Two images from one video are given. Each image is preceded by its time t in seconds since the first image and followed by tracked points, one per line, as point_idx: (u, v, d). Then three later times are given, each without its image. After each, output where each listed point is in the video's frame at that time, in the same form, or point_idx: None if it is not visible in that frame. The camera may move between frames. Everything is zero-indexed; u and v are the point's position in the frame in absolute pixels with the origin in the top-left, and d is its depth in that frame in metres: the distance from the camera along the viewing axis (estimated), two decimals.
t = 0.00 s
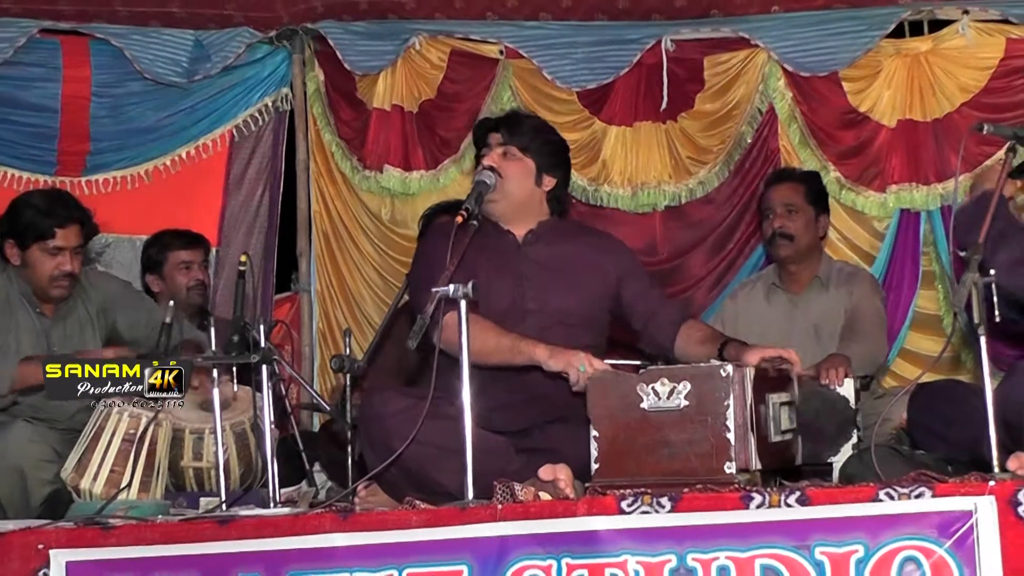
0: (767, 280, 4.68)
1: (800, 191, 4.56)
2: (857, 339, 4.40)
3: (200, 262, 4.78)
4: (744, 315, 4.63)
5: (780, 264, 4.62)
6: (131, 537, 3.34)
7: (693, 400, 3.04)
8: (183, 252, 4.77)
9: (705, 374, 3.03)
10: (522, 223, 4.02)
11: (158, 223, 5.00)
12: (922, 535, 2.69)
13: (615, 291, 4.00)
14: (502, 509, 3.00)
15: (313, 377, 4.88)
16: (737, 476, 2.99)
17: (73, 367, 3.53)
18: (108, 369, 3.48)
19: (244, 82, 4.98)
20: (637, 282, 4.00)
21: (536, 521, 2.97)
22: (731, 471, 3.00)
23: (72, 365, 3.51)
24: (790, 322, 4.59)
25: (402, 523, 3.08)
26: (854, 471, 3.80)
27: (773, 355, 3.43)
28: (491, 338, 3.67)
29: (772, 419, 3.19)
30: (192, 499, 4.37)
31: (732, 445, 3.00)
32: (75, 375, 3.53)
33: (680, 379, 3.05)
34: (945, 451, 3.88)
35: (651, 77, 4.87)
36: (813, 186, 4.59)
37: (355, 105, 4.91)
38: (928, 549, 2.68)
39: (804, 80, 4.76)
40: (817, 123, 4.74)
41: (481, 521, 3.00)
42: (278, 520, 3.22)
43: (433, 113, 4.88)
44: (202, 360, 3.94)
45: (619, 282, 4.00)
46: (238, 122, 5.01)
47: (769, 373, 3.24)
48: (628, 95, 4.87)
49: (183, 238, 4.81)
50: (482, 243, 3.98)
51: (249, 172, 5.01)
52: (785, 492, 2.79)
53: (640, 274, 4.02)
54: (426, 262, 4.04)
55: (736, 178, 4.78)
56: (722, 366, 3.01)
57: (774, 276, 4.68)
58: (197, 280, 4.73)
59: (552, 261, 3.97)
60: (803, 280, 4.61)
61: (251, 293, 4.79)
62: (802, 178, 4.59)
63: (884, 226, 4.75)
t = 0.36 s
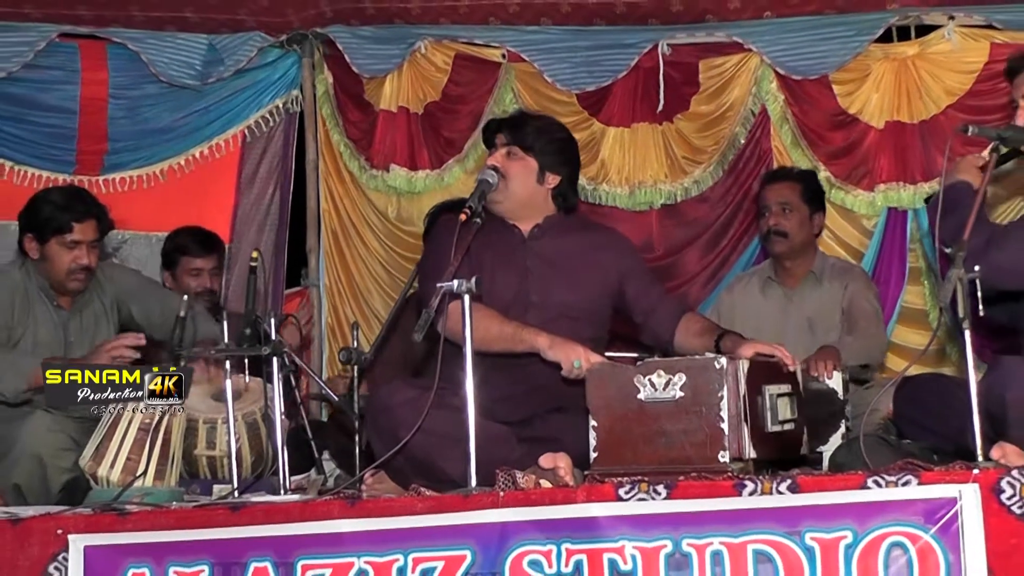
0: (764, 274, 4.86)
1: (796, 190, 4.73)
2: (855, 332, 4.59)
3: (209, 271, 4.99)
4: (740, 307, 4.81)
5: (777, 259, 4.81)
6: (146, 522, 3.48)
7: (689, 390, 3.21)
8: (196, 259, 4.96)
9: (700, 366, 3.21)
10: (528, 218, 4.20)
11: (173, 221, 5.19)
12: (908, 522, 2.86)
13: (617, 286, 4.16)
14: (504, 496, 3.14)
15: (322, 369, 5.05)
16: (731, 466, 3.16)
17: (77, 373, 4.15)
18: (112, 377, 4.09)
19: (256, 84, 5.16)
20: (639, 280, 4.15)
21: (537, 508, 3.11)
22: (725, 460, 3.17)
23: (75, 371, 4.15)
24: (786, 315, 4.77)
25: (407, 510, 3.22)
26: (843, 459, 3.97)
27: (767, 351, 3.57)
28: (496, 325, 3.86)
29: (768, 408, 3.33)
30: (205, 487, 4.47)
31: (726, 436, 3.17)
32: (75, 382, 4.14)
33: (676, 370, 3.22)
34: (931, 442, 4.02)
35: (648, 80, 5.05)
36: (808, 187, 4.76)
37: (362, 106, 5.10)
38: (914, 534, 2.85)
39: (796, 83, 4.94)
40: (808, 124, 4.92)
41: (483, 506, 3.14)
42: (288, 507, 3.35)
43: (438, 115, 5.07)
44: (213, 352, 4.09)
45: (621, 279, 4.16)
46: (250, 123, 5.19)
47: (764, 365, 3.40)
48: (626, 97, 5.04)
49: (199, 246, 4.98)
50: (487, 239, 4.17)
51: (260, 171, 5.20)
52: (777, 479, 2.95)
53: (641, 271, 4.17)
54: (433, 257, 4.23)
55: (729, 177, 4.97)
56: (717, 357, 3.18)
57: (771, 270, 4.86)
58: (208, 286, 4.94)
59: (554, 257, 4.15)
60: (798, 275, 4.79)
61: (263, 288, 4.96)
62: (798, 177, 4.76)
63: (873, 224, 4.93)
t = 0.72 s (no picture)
0: (757, 267, 5.04)
1: (788, 186, 4.92)
2: (834, 322, 4.78)
3: (224, 281, 5.16)
4: (731, 297, 4.99)
5: (769, 253, 5.00)
6: (160, 507, 3.65)
7: (683, 381, 3.40)
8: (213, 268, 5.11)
9: (694, 357, 3.40)
10: (528, 216, 4.39)
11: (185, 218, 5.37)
12: (894, 506, 3.05)
13: (615, 281, 4.34)
14: (505, 484, 3.32)
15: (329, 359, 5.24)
16: (723, 451, 3.36)
17: (75, 377, 4.50)
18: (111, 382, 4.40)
19: (266, 86, 5.36)
20: (635, 276, 4.33)
21: (537, 494, 3.29)
22: (718, 448, 3.37)
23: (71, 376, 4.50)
24: (777, 306, 4.95)
25: (412, 495, 3.39)
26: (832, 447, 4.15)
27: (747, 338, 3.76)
28: (495, 319, 4.04)
29: (753, 399, 3.62)
30: (218, 473, 4.63)
31: (718, 423, 3.37)
32: (75, 386, 4.49)
33: (671, 361, 3.41)
34: (915, 429, 4.22)
35: (643, 82, 5.23)
36: (801, 183, 4.95)
37: (368, 107, 5.29)
38: (900, 519, 3.04)
39: (786, 85, 5.12)
40: (797, 124, 5.11)
41: (485, 492, 3.33)
42: (296, 493, 3.51)
43: (441, 115, 5.25)
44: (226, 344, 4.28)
45: (618, 275, 4.34)
46: (259, 123, 5.39)
47: (749, 356, 3.70)
48: (622, 98, 5.23)
49: (215, 254, 5.14)
50: (488, 234, 4.36)
51: (269, 169, 5.39)
52: (767, 466, 3.14)
53: (637, 267, 4.35)
54: (438, 252, 4.41)
55: (722, 175, 5.15)
56: (709, 349, 3.38)
57: (763, 263, 5.05)
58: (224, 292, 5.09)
59: (553, 252, 4.33)
60: (789, 268, 4.98)
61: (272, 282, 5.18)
62: (790, 175, 4.95)
63: (860, 220, 5.11)
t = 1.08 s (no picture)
0: (749, 272, 5.22)
1: (777, 195, 5.07)
2: (834, 329, 4.96)
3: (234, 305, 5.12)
4: (724, 302, 5.18)
5: (760, 259, 5.17)
6: (171, 502, 3.82)
7: (677, 380, 3.58)
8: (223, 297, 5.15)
9: (687, 357, 3.57)
10: (525, 221, 4.57)
11: (197, 223, 5.57)
12: (881, 502, 3.17)
13: (608, 283, 4.53)
14: (505, 480, 3.49)
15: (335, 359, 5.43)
16: (715, 449, 3.52)
17: (76, 378, 4.73)
18: (112, 383, 4.69)
19: (274, 95, 5.56)
20: (627, 278, 4.52)
21: (536, 489, 3.45)
22: (710, 445, 3.53)
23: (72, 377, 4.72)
24: (769, 310, 5.13)
25: (415, 491, 3.57)
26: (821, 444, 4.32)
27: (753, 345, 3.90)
28: (496, 320, 4.22)
29: (750, 398, 3.68)
30: (227, 470, 4.75)
31: (710, 421, 3.53)
32: (75, 387, 4.73)
33: (664, 361, 3.59)
34: (900, 427, 4.37)
35: (638, 92, 5.42)
36: (791, 190, 5.10)
37: (372, 116, 5.48)
38: (886, 514, 3.16)
39: (776, 94, 5.30)
40: (786, 132, 5.29)
41: (486, 488, 3.50)
42: (303, 489, 3.69)
43: (443, 123, 5.44)
44: (236, 345, 4.46)
45: (611, 277, 4.53)
46: (268, 131, 5.58)
47: (749, 357, 3.73)
48: (618, 107, 5.41)
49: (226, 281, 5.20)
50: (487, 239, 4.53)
51: (278, 175, 5.58)
52: (758, 462, 3.29)
53: (629, 269, 4.55)
54: (439, 256, 4.59)
55: (714, 181, 5.33)
56: (702, 350, 3.54)
57: (755, 268, 5.23)
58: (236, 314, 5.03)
59: (550, 256, 4.51)
60: (779, 272, 5.16)
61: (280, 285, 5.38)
62: (780, 181, 5.11)
63: (847, 225, 5.29)
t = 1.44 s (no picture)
0: (741, 277, 5.43)
1: (772, 202, 5.26)
2: (814, 328, 5.21)
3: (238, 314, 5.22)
4: (717, 306, 5.38)
5: (753, 264, 5.38)
6: (183, 499, 3.96)
7: (671, 381, 3.75)
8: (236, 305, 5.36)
9: (681, 359, 3.75)
10: (520, 228, 4.76)
11: (208, 229, 5.77)
12: (868, 498, 3.37)
13: (603, 285, 4.72)
14: (505, 477, 3.68)
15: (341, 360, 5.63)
16: (708, 447, 3.70)
17: (75, 376, 4.93)
18: (111, 381, 4.89)
19: (282, 106, 5.77)
20: (620, 279, 4.71)
21: (534, 486, 3.63)
22: (703, 443, 3.72)
23: (74, 376, 4.93)
24: (760, 313, 5.33)
25: (418, 488, 3.73)
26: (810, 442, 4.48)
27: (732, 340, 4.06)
28: (497, 321, 4.42)
29: (736, 397, 3.92)
30: (237, 468, 4.84)
31: (703, 421, 3.71)
32: (75, 386, 4.93)
33: (658, 362, 3.77)
34: (886, 425, 4.54)
35: (633, 103, 5.62)
36: (784, 198, 5.30)
37: (377, 126, 5.69)
38: (872, 510, 3.36)
39: (766, 105, 5.49)
40: (776, 141, 5.48)
41: (486, 485, 3.67)
42: (310, 485, 3.86)
43: (446, 133, 5.64)
44: (245, 346, 4.65)
45: (605, 280, 4.72)
46: (277, 140, 5.79)
47: (732, 358, 3.98)
48: (614, 118, 5.61)
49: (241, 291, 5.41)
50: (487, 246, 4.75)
51: (286, 183, 5.79)
52: (749, 460, 3.49)
53: (622, 271, 4.74)
54: (440, 261, 4.79)
55: (707, 189, 5.53)
56: (694, 351, 3.73)
57: (747, 273, 5.43)
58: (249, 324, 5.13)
59: (546, 260, 4.71)
60: (769, 276, 5.36)
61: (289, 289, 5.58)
62: (775, 190, 5.29)
63: (835, 231, 5.48)
